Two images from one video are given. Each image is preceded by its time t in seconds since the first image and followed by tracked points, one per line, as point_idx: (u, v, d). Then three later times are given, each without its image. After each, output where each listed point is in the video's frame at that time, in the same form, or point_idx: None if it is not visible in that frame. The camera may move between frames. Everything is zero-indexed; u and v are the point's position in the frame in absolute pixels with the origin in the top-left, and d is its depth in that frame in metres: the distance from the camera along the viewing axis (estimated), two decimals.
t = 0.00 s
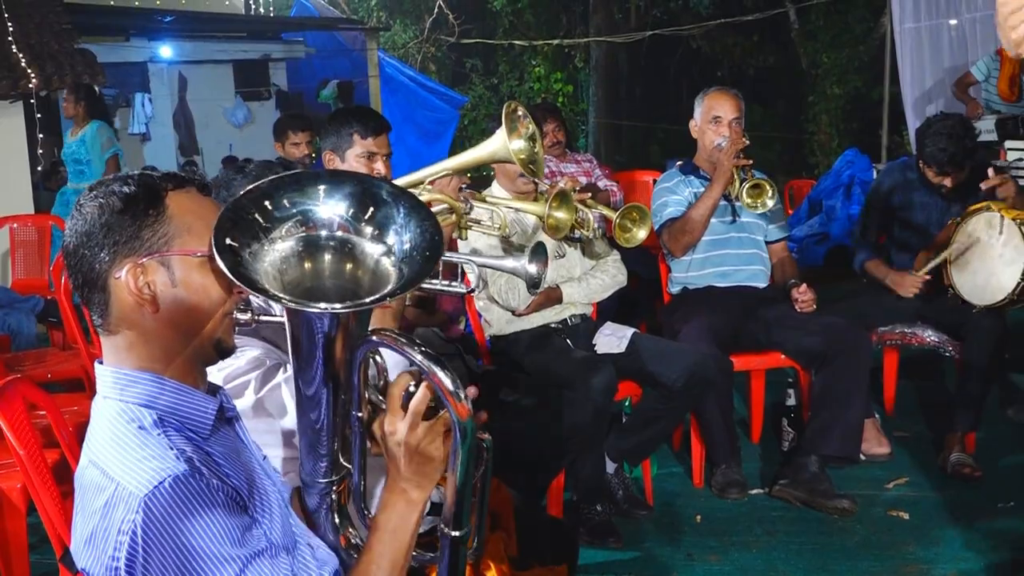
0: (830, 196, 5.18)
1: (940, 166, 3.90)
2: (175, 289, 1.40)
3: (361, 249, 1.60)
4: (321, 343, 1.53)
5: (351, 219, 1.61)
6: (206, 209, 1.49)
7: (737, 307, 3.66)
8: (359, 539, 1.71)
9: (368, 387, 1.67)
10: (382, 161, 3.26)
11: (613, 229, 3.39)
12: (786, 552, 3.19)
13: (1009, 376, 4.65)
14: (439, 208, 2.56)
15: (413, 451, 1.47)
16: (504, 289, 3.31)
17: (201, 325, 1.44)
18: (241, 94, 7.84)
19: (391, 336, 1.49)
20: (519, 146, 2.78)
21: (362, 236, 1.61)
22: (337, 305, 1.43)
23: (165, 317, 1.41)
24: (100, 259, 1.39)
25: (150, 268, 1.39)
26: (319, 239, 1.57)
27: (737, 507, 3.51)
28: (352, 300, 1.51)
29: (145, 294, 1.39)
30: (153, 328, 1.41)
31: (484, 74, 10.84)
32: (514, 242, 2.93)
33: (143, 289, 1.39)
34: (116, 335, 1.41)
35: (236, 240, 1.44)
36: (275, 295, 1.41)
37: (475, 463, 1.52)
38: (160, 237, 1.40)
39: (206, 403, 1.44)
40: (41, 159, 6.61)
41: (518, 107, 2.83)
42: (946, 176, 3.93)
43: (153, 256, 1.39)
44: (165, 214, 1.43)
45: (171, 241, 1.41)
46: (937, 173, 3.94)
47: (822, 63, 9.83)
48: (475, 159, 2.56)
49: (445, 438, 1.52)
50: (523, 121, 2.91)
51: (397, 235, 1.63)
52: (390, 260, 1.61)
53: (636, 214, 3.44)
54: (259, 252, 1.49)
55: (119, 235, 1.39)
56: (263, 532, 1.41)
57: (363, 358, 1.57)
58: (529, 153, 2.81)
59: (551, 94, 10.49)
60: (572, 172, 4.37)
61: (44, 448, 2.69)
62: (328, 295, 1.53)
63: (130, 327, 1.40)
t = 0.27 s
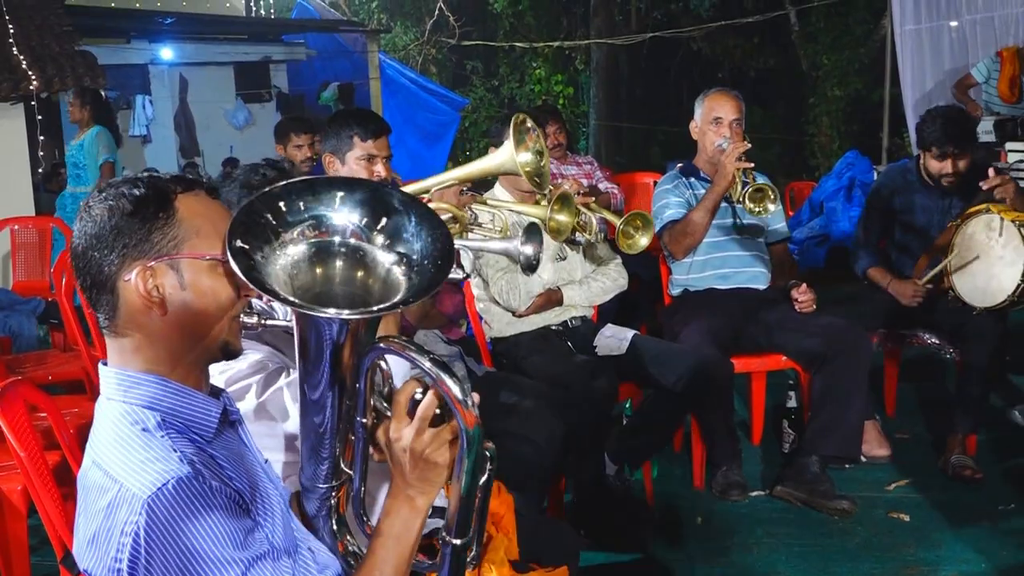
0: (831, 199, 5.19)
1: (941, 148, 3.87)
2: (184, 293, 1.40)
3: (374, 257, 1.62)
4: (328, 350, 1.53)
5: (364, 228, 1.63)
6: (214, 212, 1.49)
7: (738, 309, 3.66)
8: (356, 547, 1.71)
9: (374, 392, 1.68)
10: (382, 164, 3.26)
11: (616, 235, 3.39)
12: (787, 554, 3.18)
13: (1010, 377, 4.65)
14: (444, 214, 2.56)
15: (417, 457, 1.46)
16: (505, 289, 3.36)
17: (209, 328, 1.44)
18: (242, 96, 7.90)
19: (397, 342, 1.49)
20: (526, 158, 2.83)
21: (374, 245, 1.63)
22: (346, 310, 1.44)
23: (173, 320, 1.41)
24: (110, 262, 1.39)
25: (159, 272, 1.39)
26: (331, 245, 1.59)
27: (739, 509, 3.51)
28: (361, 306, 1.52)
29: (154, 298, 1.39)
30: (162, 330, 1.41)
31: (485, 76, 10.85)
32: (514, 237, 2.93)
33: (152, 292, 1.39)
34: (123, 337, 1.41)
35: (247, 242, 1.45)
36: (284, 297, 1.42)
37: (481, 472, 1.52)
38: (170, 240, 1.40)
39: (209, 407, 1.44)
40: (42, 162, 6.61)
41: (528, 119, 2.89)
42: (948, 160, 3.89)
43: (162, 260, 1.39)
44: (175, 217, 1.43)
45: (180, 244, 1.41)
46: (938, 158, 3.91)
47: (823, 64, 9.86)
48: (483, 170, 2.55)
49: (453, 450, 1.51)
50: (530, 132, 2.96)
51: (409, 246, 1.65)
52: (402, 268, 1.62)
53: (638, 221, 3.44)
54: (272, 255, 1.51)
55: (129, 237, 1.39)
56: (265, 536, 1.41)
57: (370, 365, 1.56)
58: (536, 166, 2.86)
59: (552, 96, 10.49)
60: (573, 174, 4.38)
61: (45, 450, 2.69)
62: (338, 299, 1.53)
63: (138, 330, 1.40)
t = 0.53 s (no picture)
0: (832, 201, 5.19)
1: (942, 143, 3.89)
2: (189, 296, 1.40)
3: (379, 261, 1.65)
4: (333, 352, 1.54)
5: (370, 232, 1.66)
6: (219, 215, 1.48)
7: (739, 312, 3.66)
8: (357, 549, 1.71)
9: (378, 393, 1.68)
10: (383, 166, 3.26)
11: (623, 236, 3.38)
12: (788, 556, 3.18)
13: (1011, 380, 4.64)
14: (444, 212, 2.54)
15: (422, 458, 1.46)
16: (509, 289, 3.32)
17: (212, 332, 1.44)
18: (244, 97, 7.94)
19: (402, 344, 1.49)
20: (527, 157, 2.83)
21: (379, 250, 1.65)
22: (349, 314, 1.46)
23: (176, 323, 1.41)
24: (115, 265, 1.38)
25: (165, 275, 1.39)
26: (337, 249, 1.62)
27: (740, 511, 3.51)
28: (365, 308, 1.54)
29: (158, 301, 1.39)
30: (166, 334, 1.40)
31: (486, 78, 10.88)
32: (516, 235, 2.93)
33: (156, 295, 1.38)
34: (126, 339, 1.40)
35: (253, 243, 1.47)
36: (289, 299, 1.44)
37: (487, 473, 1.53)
38: (176, 243, 1.40)
39: (213, 409, 1.44)
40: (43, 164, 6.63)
41: (528, 118, 2.84)
42: (949, 155, 3.91)
43: (168, 263, 1.39)
44: (180, 220, 1.42)
45: (186, 247, 1.41)
46: (939, 154, 3.93)
47: (824, 66, 9.87)
48: (483, 169, 2.54)
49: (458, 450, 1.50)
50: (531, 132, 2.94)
51: (414, 250, 1.67)
52: (406, 272, 1.65)
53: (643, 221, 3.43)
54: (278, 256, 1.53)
55: (134, 240, 1.39)
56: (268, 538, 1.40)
57: (374, 368, 1.56)
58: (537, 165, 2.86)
59: (553, 98, 10.52)
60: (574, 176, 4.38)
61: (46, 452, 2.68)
62: (342, 302, 1.55)
63: (142, 333, 1.40)
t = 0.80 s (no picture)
0: (832, 202, 5.19)
1: (942, 141, 3.89)
2: (191, 299, 1.40)
3: (379, 262, 1.67)
4: (334, 351, 1.55)
5: (370, 233, 1.68)
6: (218, 217, 1.48)
7: (740, 314, 3.66)
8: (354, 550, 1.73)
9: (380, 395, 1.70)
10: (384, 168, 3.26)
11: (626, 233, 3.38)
12: (788, 558, 3.18)
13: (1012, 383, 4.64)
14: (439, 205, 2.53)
15: (424, 451, 1.48)
16: (510, 288, 3.31)
17: (214, 334, 1.44)
18: (244, 100, 7.93)
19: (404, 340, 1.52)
20: (517, 142, 2.77)
21: (379, 250, 1.68)
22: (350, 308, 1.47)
23: (179, 325, 1.41)
24: (117, 269, 1.38)
25: (167, 277, 1.39)
26: (338, 249, 1.64)
27: (740, 513, 3.51)
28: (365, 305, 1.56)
29: (161, 304, 1.39)
30: (168, 336, 1.40)
31: (486, 81, 10.89)
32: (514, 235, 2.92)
33: (159, 297, 1.38)
34: (127, 343, 1.40)
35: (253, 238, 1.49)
36: (291, 294, 1.46)
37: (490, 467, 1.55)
38: (177, 245, 1.41)
39: (213, 411, 1.44)
40: (44, 165, 6.63)
41: (515, 103, 2.82)
42: (950, 153, 3.91)
43: (170, 265, 1.40)
44: (181, 222, 1.43)
45: (188, 250, 1.41)
46: (940, 153, 3.93)
47: (825, 69, 9.88)
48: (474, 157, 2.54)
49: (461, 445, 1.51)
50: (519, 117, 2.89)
51: (415, 252, 1.69)
52: (407, 273, 1.66)
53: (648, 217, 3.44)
54: (279, 254, 1.56)
55: (135, 243, 1.38)
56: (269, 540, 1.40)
57: (377, 364, 1.58)
58: (527, 149, 2.81)
59: (554, 100, 10.53)
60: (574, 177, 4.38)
61: (47, 454, 2.68)
62: (343, 299, 1.57)
63: (143, 336, 1.39)
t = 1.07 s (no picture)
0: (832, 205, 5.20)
1: (945, 141, 3.89)
2: (198, 299, 1.41)
3: (385, 261, 1.72)
4: (340, 349, 1.62)
5: (377, 233, 1.73)
6: (222, 218, 1.48)
7: (740, 315, 3.66)
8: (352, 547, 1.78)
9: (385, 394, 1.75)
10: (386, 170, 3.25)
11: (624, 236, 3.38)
12: (788, 560, 3.18)
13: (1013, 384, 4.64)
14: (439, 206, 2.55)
15: (431, 443, 1.51)
16: (509, 292, 3.31)
17: (220, 335, 1.44)
18: (245, 102, 7.90)
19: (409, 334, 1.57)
20: (516, 144, 2.73)
21: (385, 250, 1.73)
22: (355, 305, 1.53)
23: (186, 326, 1.41)
24: (123, 271, 1.37)
25: (175, 278, 1.39)
26: (346, 248, 1.70)
27: (740, 515, 3.51)
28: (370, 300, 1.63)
29: (168, 305, 1.39)
30: (175, 337, 1.40)
31: (486, 83, 10.90)
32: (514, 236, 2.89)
33: (166, 298, 1.38)
34: (132, 345, 1.39)
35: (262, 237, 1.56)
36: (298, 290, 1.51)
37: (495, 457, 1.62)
38: (183, 247, 1.41)
39: (215, 408, 1.43)
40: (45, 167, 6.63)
41: (513, 106, 2.79)
42: (953, 154, 3.91)
43: (176, 266, 1.40)
44: (185, 223, 1.43)
45: (194, 251, 1.41)
46: (942, 154, 3.93)
47: (826, 70, 9.89)
48: (473, 158, 2.56)
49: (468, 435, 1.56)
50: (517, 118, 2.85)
51: (420, 251, 1.74)
52: (412, 273, 1.71)
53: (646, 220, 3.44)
54: (289, 250, 1.62)
55: (143, 244, 1.38)
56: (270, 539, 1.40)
57: (382, 360, 1.62)
58: (526, 151, 2.77)
59: (554, 102, 10.53)
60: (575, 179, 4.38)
61: (47, 457, 2.67)
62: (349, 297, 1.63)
63: (149, 337, 1.39)
